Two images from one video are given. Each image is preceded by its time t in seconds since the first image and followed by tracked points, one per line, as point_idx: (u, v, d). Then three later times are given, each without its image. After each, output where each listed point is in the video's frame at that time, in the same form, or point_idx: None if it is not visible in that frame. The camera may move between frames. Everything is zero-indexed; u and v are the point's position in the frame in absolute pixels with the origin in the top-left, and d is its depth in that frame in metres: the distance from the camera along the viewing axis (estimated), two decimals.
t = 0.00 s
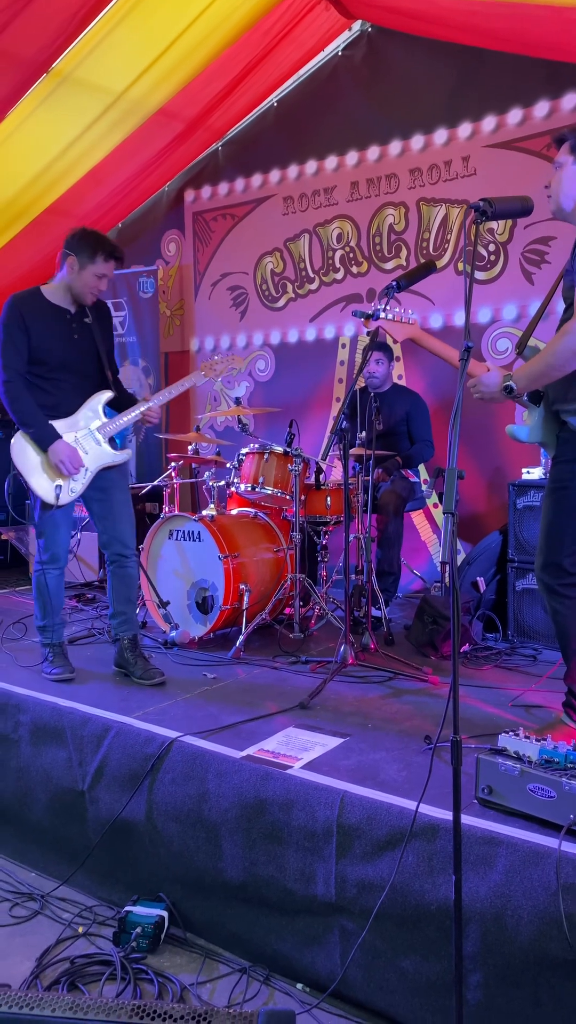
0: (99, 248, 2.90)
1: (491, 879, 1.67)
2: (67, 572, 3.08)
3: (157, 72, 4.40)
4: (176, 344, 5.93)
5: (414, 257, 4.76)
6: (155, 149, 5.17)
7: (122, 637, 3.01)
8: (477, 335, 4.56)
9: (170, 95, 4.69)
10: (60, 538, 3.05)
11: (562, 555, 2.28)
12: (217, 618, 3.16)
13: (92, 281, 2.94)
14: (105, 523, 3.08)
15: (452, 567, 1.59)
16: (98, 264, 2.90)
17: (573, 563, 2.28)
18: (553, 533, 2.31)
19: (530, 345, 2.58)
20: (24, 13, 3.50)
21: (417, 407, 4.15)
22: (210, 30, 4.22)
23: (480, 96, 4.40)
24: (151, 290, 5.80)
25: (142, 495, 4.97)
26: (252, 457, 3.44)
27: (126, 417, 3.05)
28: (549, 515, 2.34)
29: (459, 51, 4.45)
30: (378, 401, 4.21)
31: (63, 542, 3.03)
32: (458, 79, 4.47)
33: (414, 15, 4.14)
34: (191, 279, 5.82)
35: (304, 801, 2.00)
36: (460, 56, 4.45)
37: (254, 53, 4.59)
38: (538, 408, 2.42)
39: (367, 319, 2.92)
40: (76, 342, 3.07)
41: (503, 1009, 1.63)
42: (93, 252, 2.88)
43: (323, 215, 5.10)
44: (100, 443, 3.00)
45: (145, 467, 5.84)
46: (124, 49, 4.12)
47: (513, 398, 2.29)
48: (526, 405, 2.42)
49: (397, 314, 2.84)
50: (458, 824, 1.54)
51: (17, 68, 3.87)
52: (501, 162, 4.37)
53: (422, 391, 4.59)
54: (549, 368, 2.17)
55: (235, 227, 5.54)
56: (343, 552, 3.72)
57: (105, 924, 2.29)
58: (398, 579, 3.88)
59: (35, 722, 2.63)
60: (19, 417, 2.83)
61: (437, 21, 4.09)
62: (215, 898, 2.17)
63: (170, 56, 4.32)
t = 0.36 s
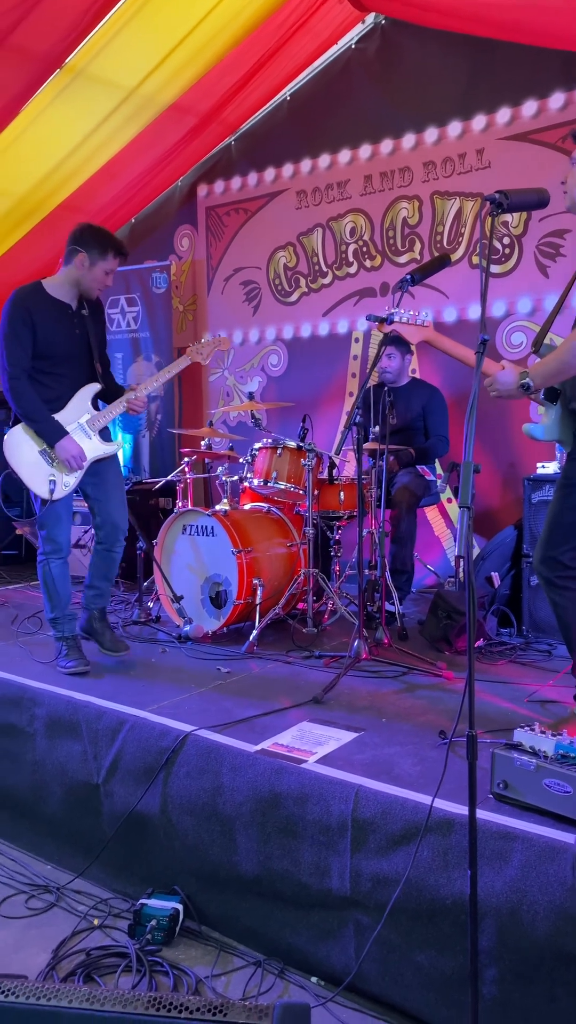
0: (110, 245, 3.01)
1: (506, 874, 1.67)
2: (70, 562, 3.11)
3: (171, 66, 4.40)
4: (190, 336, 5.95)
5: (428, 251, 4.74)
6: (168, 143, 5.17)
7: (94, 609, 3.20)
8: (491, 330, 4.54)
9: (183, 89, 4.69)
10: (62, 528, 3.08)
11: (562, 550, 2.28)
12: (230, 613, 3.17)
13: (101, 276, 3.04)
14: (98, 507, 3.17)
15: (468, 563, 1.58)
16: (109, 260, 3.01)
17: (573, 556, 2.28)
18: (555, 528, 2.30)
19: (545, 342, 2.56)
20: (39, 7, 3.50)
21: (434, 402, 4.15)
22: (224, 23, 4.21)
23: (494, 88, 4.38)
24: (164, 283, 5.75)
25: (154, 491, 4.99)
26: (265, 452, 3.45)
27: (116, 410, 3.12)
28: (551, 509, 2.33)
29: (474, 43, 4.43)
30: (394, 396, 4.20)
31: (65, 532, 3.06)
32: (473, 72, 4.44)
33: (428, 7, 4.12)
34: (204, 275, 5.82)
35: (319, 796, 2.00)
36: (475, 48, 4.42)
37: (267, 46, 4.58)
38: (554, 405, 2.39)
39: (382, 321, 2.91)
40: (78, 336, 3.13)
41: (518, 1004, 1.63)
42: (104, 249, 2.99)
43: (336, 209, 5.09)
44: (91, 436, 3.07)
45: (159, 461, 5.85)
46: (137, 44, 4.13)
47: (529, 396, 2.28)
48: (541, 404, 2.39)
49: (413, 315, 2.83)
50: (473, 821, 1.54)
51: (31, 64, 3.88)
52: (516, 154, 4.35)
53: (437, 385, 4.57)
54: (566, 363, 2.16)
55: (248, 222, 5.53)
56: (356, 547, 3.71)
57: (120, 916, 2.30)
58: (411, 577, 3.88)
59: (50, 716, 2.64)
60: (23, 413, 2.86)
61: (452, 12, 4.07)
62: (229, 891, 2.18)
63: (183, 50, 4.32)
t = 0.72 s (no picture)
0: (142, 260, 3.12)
1: (525, 871, 1.66)
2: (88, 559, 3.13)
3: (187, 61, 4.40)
4: (206, 333, 5.92)
5: (446, 244, 4.71)
6: (186, 138, 5.18)
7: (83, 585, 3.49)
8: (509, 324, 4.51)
9: (201, 83, 4.70)
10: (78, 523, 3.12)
11: None
12: (247, 608, 3.18)
13: (128, 286, 3.15)
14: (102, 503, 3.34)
15: (488, 558, 1.57)
16: (140, 272, 3.12)
17: None
18: None
19: (561, 332, 2.52)
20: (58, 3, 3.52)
21: (453, 397, 4.12)
22: (240, 17, 4.21)
23: (514, 80, 4.34)
24: (180, 279, 5.79)
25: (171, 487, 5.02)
26: (282, 447, 3.43)
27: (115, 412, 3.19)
28: None
29: (493, 35, 4.39)
30: (412, 391, 4.19)
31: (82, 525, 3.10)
32: (492, 64, 4.41)
33: None
34: (220, 270, 5.81)
35: (337, 791, 2.00)
36: (494, 40, 4.39)
37: (284, 40, 4.57)
38: (569, 397, 2.32)
39: (394, 313, 2.91)
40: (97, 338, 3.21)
41: (538, 1001, 1.62)
42: (136, 263, 3.10)
43: (353, 203, 5.07)
44: (88, 433, 3.13)
45: (176, 456, 5.89)
46: (154, 39, 4.14)
47: (541, 388, 2.27)
48: (557, 397, 2.34)
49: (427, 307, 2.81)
50: (493, 817, 1.53)
51: (49, 60, 3.91)
52: (534, 147, 4.32)
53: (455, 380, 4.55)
54: None
55: (264, 217, 5.52)
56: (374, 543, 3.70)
57: (139, 909, 2.32)
58: (429, 572, 3.85)
59: (69, 709, 2.66)
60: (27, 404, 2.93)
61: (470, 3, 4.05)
62: (247, 885, 2.18)
63: (200, 45, 4.32)
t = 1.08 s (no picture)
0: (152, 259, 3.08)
1: (544, 871, 1.65)
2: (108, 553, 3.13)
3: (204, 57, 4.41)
4: (223, 329, 5.85)
5: (464, 239, 4.69)
6: (204, 133, 5.19)
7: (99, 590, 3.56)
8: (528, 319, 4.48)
9: (217, 80, 4.71)
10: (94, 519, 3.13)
11: None
12: (264, 605, 3.18)
13: (139, 286, 3.12)
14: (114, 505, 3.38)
15: (507, 555, 1.56)
16: (149, 272, 3.08)
17: None
18: None
19: None
20: None
21: (470, 394, 4.09)
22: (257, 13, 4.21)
23: (533, 72, 4.31)
24: (197, 276, 5.94)
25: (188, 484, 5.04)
26: (299, 444, 3.44)
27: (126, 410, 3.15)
28: None
29: (513, 27, 4.36)
30: (429, 388, 4.17)
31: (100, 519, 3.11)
32: (511, 56, 4.38)
33: None
34: (237, 267, 5.81)
35: (354, 788, 1.99)
36: (513, 32, 4.36)
37: (302, 34, 4.56)
38: None
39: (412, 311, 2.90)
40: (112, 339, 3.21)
41: (557, 1002, 1.61)
42: (145, 261, 3.06)
43: (371, 198, 5.05)
44: (100, 431, 3.11)
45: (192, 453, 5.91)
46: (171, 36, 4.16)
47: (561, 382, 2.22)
48: None
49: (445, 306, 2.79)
50: (511, 815, 1.51)
51: (68, 56, 3.95)
52: (554, 140, 4.28)
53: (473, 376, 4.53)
54: None
55: (281, 213, 5.50)
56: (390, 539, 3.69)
57: (156, 905, 2.32)
58: (447, 568, 3.84)
59: (87, 704, 2.67)
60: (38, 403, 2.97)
61: None
62: (264, 881, 2.18)
63: (217, 41, 4.32)
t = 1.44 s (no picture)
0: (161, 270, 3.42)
1: (567, 870, 1.63)
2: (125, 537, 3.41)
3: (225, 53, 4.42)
4: (243, 326, 5.88)
5: (487, 234, 4.65)
6: (226, 130, 5.21)
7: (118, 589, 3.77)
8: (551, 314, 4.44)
9: (239, 75, 4.72)
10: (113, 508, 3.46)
11: None
12: (284, 601, 3.18)
13: (151, 294, 3.47)
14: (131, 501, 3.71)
15: (530, 552, 1.55)
16: (160, 281, 3.41)
17: None
18: None
19: None
20: None
21: (492, 387, 4.07)
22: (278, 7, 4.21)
23: (558, 64, 4.26)
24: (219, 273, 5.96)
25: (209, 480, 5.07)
26: (320, 440, 3.43)
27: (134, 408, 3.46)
28: None
29: (537, 18, 4.31)
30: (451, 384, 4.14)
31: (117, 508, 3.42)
32: (536, 49, 4.34)
33: None
34: (258, 263, 5.80)
35: (375, 785, 1.99)
36: (538, 24, 4.31)
37: (323, 29, 4.56)
38: None
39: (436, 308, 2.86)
40: (126, 342, 3.60)
41: None
42: (156, 271, 3.40)
43: (393, 193, 5.02)
44: (110, 427, 3.45)
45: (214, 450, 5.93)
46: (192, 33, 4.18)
47: None
48: None
49: (469, 301, 2.76)
50: (534, 814, 1.50)
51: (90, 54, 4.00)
52: None
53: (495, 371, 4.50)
54: None
55: (303, 208, 5.48)
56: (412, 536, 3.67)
57: (177, 899, 2.33)
58: (469, 568, 3.81)
59: (108, 700, 2.67)
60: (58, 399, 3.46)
61: None
62: (285, 878, 2.18)
63: (237, 37, 4.34)
